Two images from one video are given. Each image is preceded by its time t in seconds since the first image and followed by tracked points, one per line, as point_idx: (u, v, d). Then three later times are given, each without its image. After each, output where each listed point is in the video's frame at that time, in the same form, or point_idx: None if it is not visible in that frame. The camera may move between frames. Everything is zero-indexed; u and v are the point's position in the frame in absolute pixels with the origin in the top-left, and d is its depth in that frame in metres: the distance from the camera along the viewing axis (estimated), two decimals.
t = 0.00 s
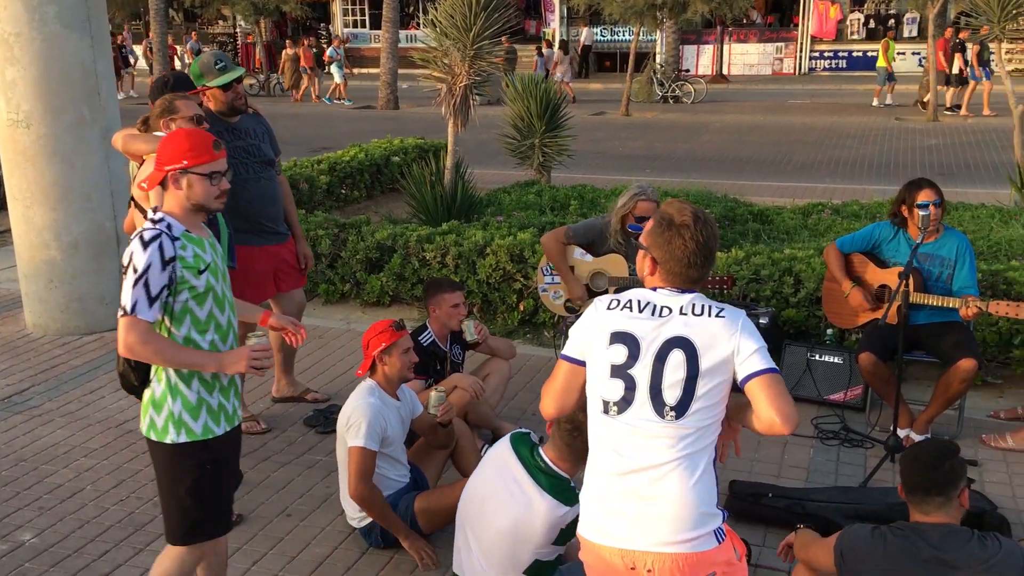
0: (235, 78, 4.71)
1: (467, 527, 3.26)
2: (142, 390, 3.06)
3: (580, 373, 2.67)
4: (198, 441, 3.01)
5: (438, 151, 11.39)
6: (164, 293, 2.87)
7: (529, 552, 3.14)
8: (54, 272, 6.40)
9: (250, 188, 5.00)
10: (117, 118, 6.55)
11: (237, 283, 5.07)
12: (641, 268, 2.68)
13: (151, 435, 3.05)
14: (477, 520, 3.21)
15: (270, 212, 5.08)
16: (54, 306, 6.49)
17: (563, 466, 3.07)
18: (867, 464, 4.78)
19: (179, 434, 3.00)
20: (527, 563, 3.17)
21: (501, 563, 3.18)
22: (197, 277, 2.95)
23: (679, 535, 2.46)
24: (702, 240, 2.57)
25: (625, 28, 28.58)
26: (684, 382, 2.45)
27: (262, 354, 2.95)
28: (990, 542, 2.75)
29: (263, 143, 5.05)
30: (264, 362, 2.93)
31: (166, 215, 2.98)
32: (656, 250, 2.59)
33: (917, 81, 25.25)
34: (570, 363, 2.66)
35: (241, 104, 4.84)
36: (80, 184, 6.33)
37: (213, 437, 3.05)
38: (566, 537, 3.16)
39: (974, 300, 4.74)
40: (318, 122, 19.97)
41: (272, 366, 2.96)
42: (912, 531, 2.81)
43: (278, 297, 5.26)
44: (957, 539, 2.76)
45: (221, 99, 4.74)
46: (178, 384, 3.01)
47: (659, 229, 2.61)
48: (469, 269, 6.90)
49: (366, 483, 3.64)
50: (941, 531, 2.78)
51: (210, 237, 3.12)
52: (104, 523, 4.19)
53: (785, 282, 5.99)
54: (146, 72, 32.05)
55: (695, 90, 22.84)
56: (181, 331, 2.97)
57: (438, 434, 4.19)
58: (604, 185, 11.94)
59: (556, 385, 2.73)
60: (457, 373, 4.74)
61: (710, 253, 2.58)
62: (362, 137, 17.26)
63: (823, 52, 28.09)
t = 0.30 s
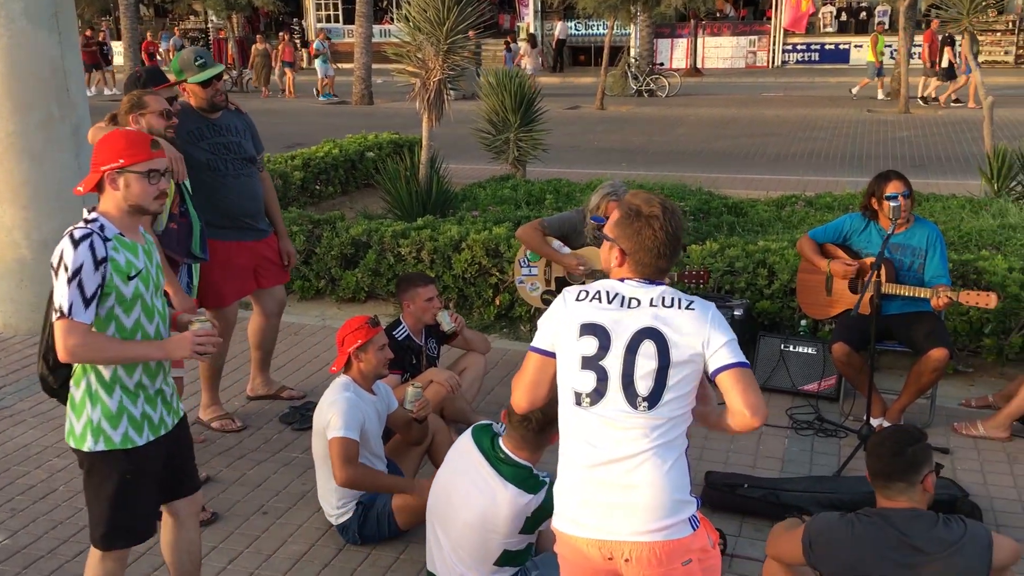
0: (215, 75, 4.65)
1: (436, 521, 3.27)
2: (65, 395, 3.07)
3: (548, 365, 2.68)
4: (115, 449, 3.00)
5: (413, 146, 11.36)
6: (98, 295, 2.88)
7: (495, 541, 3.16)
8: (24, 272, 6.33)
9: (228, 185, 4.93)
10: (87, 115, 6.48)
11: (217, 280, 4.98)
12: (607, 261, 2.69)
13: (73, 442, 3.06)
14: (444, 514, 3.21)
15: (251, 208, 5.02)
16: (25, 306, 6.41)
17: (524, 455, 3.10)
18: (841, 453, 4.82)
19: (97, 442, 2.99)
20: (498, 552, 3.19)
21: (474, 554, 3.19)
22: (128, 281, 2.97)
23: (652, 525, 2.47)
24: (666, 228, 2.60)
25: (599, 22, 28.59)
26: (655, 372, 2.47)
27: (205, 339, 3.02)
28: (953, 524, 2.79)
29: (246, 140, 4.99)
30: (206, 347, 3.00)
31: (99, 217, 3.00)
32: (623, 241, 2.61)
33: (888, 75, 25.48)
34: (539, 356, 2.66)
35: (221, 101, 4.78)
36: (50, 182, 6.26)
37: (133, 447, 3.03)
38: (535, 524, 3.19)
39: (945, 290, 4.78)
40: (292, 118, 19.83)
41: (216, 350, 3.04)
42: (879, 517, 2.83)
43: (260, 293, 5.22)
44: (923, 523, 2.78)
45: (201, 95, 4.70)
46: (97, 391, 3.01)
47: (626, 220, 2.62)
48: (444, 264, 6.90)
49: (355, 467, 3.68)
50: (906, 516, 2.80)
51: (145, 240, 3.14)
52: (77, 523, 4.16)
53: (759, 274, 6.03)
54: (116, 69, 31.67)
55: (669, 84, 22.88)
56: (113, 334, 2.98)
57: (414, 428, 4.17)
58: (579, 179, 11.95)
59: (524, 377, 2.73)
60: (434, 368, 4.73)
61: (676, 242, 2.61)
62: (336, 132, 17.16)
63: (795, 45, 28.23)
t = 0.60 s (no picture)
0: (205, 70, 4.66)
1: (404, 524, 3.29)
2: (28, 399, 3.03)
3: (522, 368, 2.66)
4: (79, 455, 2.97)
5: (388, 143, 11.32)
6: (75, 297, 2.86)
7: (461, 539, 3.19)
8: None
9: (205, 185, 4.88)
10: (56, 114, 6.41)
11: (192, 278, 4.94)
12: (579, 268, 2.69)
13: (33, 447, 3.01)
14: (411, 518, 3.24)
15: (230, 209, 4.98)
16: None
17: (482, 452, 3.13)
18: (815, 444, 4.86)
19: (61, 447, 2.96)
20: (465, 551, 3.22)
21: (442, 554, 3.23)
22: (98, 285, 2.96)
23: (627, 528, 2.48)
24: (642, 235, 2.63)
25: (572, 18, 28.60)
26: (632, 375, 2.48)
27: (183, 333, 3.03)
28: (923, 516, 2.81)
29: (227, 141, 4.97)
30: (184, 340, 3.01)
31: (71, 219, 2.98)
32: (598, 248, 2.62)
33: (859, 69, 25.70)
34: (513, 359, 2.64)
35: (208, 98, 4.77)
36: (19, 182, 6.18)
37: (99, 451, 3.00)
38: (501, 520, 3.21)
39: (914, 282, 4.84)
40: (265, 116, 19.68)
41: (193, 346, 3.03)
42: (849, 512, 2.85)
43: (239, 293, 5.18)
44: (892, 518, 2.79)
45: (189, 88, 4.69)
46: (60, 396, 2.97)
47: (600, 227, 2.63)
48: (420, 261, 6.88)
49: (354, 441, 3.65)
50: (876, 512, 2.81)
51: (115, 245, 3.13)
52: (51, 526, 4.12)
53: (734, 268, 6.07)
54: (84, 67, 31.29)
55: (643, 79, 22.93)
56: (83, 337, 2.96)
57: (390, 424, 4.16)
58: (554, 174, 11.97)
59: (496, 381, 2.70)
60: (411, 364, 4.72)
61: (648, 246, 2.64)
62: (310, 130, 17.07)
63: (767, 40, 28.38)
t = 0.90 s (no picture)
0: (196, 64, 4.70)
1: (368, 530, 3.29)
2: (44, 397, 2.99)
3: (497, 366, 2.64)
4: (94, 454, 2.93)
5: (362, 141, 11.27)
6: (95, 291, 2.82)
7: (420, 546, 3.19)
8: None
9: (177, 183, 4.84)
10: (24, 113, 6.32)
11: (165, 276, 4.89)
12: (550, 270, 2.69)
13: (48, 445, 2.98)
14: (374, 525, 3.24)
15: (202, 206, 4.92)
16: None
17: (439, 459, 3.16)
18: (790, 439, 4.89)
19: (76, 446, 2.93)
20: (425, 559, 3.22)
21: (403, 562, 3.23)
22: (114, 280, 2.92)
23: (605, 527, 2.48)
24: (614, 236, 2.64)
25: (546, 15, 28.62)
26: (606, 373, 2.48)
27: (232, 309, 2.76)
28: (907, 518, 2.80)
29: (200, 136, 4.94)
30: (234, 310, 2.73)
31: (80, 219, 2.94)
32: (570, 249, 2.62)
33: (831, 65, 25.90)
34: (488, 359, 2.63)
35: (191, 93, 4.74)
36: None
37: (113, 450, 2.96)
38: (459, 529, 3.21)
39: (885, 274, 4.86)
40: (238, 114, 19.55)
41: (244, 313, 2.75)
42: (833, 510, 2.84)
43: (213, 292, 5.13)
44: (876, 518, 2.78)
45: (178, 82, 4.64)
46: (75, 395, 2.93)
47: (571, 228, 2.63)
48: (395, 260, 6.86)
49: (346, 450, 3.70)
50: (860, 512, 2.80)
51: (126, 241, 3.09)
52: (23, 531, 4.07)
53: (709, 263, 6.09)
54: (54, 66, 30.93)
55: (617, 76, 22.99)
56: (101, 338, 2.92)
57: (366, 424, 4.15)
58: (529, 171, 11.97)
59: (471, 381, 2.69)
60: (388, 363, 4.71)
61: (618, 247, 2.64)
62: (284, 128, 16.97)
63: (740, 36, 28.54)
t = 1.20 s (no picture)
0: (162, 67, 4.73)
1: (333, 537, 3.29)
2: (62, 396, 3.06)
3: (474, 360, 2.64)
4: (124, 442, 3.01)
5: (336, 140, 11.22)
6: (100, 296, 2.84)
7: (383, 552, 3.19)
8: None
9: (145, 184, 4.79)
10: None
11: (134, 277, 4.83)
12: (524, 266, 2.70)
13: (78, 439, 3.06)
14: (339, 531, 3.25)
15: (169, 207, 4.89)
16: None
17: (392, 462, 3.19)
18: (766, 433, 4.92)
19: (103, 437, 3.01)
20: (389, 565, 3.21)
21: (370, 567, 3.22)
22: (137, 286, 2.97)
23: (584, 520, 2.47)
24: (586, 230, 2.65)
25: (521, 14, 28.62)
26: (584, 366, 2.48)
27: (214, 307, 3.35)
28: (887, 512, 2.82)
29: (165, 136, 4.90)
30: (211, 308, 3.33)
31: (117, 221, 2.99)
32: (543, 245, 2.62)
33: (804, 63, 26.06)
34: (465, 352, 2.62)
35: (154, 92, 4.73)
36: None
37: (141, 436, 3.04)
38: (420, 533, 3.22)
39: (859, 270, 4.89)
40: (211, 113, 19.41)
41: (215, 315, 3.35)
42: (814, 504, 2.86)
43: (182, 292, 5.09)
44: (856, 513, 2.80)
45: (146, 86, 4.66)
46: (95, 387, 3.02)
47: (544, 224, 2.64)
48: (371, 259, 6.84)
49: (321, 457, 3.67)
50: (839, 505, 2.82)
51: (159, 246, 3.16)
52: None
53: (684, 260, 6.12)
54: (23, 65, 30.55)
55: (592, 74, 23.03)
56: (116, 340, 3.01)
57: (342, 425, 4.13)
58: (504, 169, 11.97)
59: (446, 376, 2.66)
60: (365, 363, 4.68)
61: (590, 241, 2.65)
62: (257, 127, 16.86)
63: (714, 34, 28.68)
